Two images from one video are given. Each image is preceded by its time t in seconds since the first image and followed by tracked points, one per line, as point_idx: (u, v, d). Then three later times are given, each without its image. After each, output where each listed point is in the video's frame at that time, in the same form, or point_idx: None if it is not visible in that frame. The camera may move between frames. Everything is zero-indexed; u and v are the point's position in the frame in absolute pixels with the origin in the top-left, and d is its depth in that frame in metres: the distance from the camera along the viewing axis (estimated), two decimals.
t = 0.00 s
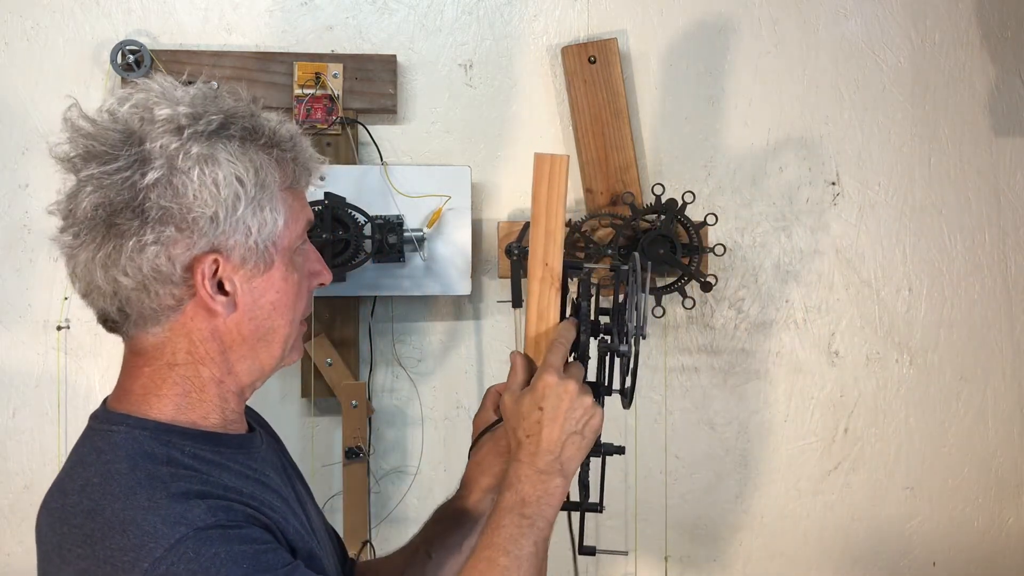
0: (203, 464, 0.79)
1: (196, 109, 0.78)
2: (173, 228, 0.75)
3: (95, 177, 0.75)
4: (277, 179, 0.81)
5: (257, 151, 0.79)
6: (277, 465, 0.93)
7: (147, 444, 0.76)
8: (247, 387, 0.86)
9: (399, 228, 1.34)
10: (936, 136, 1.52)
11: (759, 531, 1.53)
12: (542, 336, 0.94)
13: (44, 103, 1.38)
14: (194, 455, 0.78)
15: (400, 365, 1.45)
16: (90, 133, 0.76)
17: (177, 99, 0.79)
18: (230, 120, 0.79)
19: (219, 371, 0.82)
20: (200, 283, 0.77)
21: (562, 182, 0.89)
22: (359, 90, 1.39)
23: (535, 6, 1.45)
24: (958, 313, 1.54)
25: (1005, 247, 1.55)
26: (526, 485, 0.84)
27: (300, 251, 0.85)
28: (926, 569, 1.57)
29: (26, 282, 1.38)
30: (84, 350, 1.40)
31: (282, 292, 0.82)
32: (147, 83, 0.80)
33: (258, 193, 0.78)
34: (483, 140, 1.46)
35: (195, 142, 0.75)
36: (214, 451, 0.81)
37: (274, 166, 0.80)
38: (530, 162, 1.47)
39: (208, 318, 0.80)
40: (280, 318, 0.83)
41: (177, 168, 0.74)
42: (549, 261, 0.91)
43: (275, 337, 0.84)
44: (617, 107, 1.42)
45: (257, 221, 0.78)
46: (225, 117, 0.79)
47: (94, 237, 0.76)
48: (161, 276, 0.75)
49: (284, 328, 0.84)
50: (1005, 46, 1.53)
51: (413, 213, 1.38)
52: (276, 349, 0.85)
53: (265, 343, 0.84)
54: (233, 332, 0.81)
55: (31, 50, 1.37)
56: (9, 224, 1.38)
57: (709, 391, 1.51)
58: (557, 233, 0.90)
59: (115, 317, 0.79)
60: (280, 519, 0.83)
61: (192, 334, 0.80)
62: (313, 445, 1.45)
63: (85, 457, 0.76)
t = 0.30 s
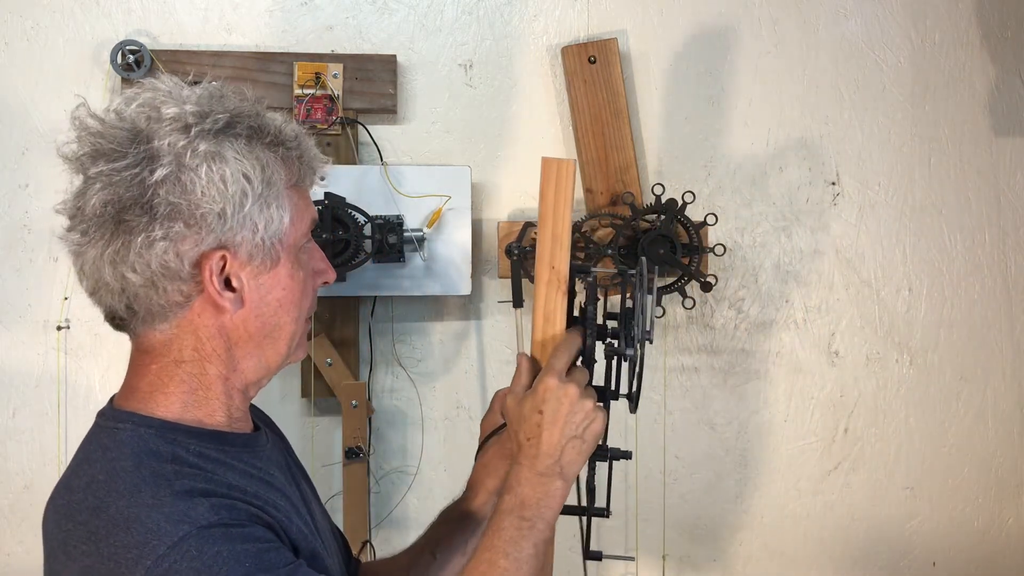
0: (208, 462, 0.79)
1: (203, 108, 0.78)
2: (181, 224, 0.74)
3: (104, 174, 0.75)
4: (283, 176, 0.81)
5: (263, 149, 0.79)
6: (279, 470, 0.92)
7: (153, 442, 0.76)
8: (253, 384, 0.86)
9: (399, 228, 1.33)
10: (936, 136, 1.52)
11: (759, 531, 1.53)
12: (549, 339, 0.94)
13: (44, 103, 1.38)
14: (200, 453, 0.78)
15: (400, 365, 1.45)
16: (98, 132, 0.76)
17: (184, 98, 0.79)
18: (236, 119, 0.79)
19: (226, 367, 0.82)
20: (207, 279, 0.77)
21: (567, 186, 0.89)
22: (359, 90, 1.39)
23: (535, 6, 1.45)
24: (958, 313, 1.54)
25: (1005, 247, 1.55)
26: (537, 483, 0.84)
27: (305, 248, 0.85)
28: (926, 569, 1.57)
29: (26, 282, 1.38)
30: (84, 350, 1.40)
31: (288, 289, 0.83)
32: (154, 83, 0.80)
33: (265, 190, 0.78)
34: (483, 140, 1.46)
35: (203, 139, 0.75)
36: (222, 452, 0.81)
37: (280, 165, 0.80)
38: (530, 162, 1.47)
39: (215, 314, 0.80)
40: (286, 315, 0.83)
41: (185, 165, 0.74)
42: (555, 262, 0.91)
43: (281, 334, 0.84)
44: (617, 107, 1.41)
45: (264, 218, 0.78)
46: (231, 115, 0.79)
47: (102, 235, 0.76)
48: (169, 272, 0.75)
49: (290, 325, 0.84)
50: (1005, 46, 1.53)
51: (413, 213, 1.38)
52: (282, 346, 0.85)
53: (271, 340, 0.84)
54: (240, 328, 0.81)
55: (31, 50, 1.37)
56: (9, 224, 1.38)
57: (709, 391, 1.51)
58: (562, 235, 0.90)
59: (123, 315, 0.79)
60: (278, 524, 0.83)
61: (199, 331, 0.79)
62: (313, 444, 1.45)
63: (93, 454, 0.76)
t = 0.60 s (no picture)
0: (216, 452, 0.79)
1: (197, 108, 0.78)
2: (176, 225, 0.75)
3: (100, 175, 0.75)
4: (277, 176, 0.81)
5: (257, 149, 0.79)
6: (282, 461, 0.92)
7: (161, 437, 0.76)
8: (253, 382, 0.86)
9: (399, 228, 1.33)
10: (936, 136, 1.52)
11: (759, 531, 1.53)
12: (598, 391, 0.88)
13: (44, 103, 1.38)
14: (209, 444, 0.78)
15: (400, 365, 1.45)
16: (93, 133, 0.77)
17: (178, 98, 0.79)
18: (230, 119, 0.79)
19: (225, 366, 0.82)
20: (203, 279, 0.77)
21: (630, 235, 0.78)
22: (358, 90, 1.39)
23: (535, 7, 1.45)
24: (958, 313, 1.54)
25: (1005, 247, 1.55)
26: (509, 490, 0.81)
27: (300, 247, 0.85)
28: (926, 569, 1.57)
29: (26, 282, 1.38)
30: (84, 350, 1.40)
31: (283, 287, 0.83)
32: (148, 84, 0.81)
33: (258, 189, 0.78)
34: (483, 140, 1.46)
35: (197, 140, 0.75)
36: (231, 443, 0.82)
37: (274, 164, 0.80)
38: (530, 162, 1.47)
39: (212, 314, 0.80)
40: (281, 314, 0.83)
41: (180, 166, 0.74)
42: (609, 297, 0.79)
43: (277, 331, 0.84)
44: (617, 107, 1.41)
45: (259, 217, 0.78)
46: (225, 116, 0.79)
47: (99, 235, 0.76)
48: (165, 271, 0.75)
49: (286, 323, 0.84)
50: (1004, 46, 1.53)
51: (413, 213, 1.38)
52: (278, 344, 0.85)
53: (267, 338, 0.84)
54: (237, 327, 0.81)
55: (31, 50, 1.37)
56: (9, 224, 1.37)
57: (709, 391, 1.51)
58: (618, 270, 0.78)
59: (120, 314, 0.80)
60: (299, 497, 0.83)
61: (197, 329, 0.79)
62: (313, 445, 1.45)
63: (107, 450, 0.78)
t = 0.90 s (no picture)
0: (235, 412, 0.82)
1: (158, 114, 0.79)
2: (136, 233, 0.77)
3: (66, 189, 0.79)
4: (241, 175, 0.80)
5: (218, 151, 0.79)
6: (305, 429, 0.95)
7: (183, 410, 0.78)
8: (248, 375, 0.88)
9: (399, 228, 1.33)
10: (936, 136, 1.52)
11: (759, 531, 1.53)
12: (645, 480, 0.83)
13: (44, 104, 1.38)
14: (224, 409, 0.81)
15: (400, 365, 1.45)
16: (61, 146, 0.80)
17: (142, 105, 0.81)
18: (191, 123, 0.79)
19: (216, 361, 0.85)
20: (171, 284, 0.79)
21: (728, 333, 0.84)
22: (359, 90, 1.39)
23: (534, 7, 1.45)
24: (958, 313, 1.54)
25: (1005, 247, 1.55)
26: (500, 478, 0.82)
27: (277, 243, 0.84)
28: (926, 569, 1.57)
29: (26, 282, 1.38)
30: (84, 350, 1.40)
31: (259, 286, 0.83)
32: (117, 93, 0.83)
33: (219, 191, 0.78)
34: (483, 140, 1.46)
35: (154, 148, 0.76)
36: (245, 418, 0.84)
37: (237, 164, 0.80)
38: (530, 162, 1.47)
39: (189, 315, 0.82)
40: (257, 311, 0.83)
41: (137, 176, 0.76)
42: (692, 377, 0.83)
43: (260, 327, 0.85)
44: (617, 107, 1.41)
45: (222, 219, 0.78)
46: (188, 119, 0.80)
47: (76, 246, 0.81)
48: (132, 278, 0.79)
49: (268, 319, 0.85)
50: (1004, 46, 1.53)
51: (413, 213, 1.37)
52: (262, 340, 0.86)
53: (249, 335, 0.84)
54: (217, 325, 0.83)
55: (31, 50, 1.37)
56: (9, 224, 1.38)
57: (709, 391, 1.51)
58: (708, 356, 0.83)
59: (105, 317, 0.84)
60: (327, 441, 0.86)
61: (178, 329, 0.82)
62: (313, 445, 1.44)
63: (122, 438, 0.78)
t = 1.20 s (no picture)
0: (229, 443, 0.82)
1: (180, 116, 0.80)
2: (148, 230, 0.78)
3: (86, 185, 0.81)
4: (255, 177, 0.81)
5: (233, 154, 0.79)
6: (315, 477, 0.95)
7: (175, 424, 0.79)
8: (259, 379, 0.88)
9: (399, 228, 1.34)
10: (936, 136, 1.52)
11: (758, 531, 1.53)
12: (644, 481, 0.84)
13: (44, 103, 1.38)
14: (220, 436, 0.82)
15: (400, 365, 1.45)
16: (84, 144, 0.82)
17: (166, 107, 0.82)
18: (211, 125, 0.80)
19: (223, 362, 0.85)
20: (180, 282, 0.80)
21: (716, 326, 0.80)
22: (359, 90, 1.39)
23: (534, 6, 1.45)
24: (957, 313, 1.54)
25: (1005, 247, 1.55)
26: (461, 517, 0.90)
27: (291, 248, 0.84)
28: (926, 569, 1.57)
29: (26, 281, 1.38)
30: (84, 350, 1.40)
31: (269, 289, 0.83)
32: (144, 95, 0.85)
33: (231, 193, 0.78)
34: (483, 140, 1.46)
35: (169, 147, 0.77)
36: (237, 435, 0.84)
37: (252, 167, 0.80)
38: (530, 162, 1.47)
39: (199, 314, 0.82)
40: (268, 314, 0.84)
41: (151, 174, 0.77)
42: (685, 372, 0.81)
43: (271, 331, 0.85)
44: (617, 107, 1.41)
45: (234, 219, 0.79)
46: (208, 122, 0.81)
47: (93, 242, 0.82)
48: (144, 274, 0.79)
49: (278, 322, 0.85)
50: (1004, 46, 1.53)
51: (413, 213, 1.38)
52: (273, 344, 0.86)
53: (259, 338, 0.85)
54: (226, 326, 0.83)
55: (31, 50, 1.37)
56: (9, 224, 1.38)
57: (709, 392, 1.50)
58: (698, 349, 0.81)
59: (121, 313, 0.86)
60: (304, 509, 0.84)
61: (188, 328, 0.83)
62: (313, 444, 1.44)
63: (121, 436, 0.80)
